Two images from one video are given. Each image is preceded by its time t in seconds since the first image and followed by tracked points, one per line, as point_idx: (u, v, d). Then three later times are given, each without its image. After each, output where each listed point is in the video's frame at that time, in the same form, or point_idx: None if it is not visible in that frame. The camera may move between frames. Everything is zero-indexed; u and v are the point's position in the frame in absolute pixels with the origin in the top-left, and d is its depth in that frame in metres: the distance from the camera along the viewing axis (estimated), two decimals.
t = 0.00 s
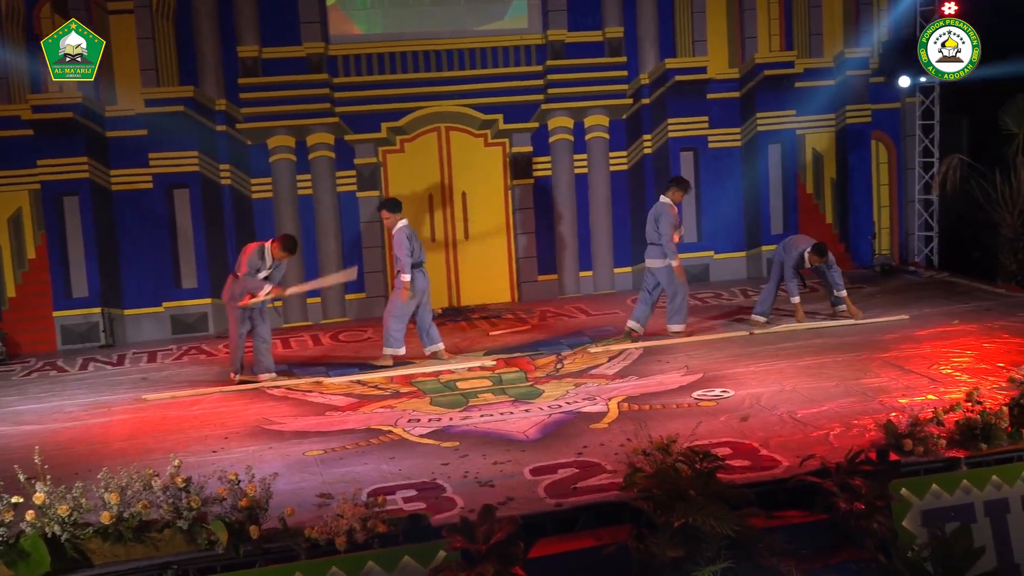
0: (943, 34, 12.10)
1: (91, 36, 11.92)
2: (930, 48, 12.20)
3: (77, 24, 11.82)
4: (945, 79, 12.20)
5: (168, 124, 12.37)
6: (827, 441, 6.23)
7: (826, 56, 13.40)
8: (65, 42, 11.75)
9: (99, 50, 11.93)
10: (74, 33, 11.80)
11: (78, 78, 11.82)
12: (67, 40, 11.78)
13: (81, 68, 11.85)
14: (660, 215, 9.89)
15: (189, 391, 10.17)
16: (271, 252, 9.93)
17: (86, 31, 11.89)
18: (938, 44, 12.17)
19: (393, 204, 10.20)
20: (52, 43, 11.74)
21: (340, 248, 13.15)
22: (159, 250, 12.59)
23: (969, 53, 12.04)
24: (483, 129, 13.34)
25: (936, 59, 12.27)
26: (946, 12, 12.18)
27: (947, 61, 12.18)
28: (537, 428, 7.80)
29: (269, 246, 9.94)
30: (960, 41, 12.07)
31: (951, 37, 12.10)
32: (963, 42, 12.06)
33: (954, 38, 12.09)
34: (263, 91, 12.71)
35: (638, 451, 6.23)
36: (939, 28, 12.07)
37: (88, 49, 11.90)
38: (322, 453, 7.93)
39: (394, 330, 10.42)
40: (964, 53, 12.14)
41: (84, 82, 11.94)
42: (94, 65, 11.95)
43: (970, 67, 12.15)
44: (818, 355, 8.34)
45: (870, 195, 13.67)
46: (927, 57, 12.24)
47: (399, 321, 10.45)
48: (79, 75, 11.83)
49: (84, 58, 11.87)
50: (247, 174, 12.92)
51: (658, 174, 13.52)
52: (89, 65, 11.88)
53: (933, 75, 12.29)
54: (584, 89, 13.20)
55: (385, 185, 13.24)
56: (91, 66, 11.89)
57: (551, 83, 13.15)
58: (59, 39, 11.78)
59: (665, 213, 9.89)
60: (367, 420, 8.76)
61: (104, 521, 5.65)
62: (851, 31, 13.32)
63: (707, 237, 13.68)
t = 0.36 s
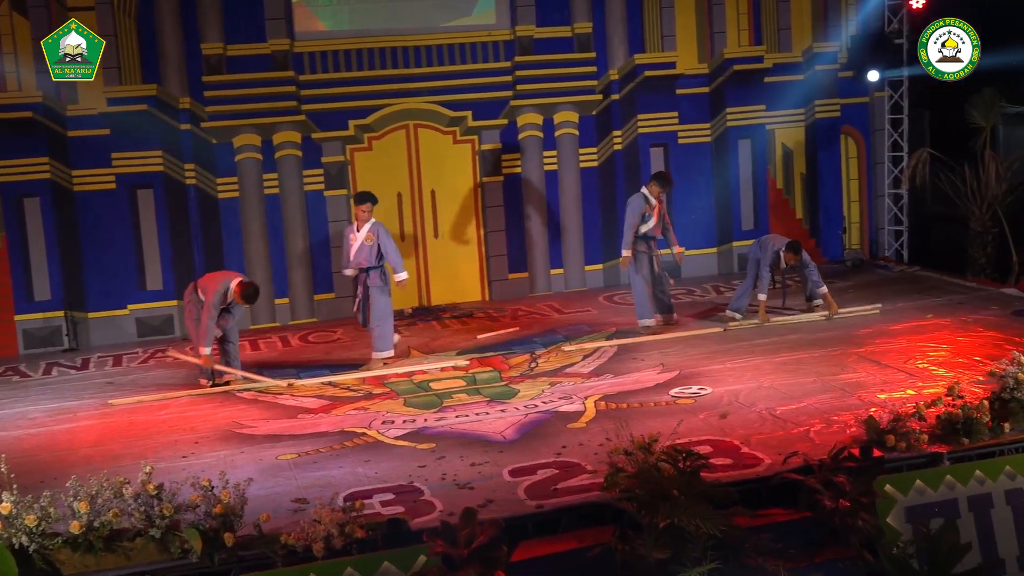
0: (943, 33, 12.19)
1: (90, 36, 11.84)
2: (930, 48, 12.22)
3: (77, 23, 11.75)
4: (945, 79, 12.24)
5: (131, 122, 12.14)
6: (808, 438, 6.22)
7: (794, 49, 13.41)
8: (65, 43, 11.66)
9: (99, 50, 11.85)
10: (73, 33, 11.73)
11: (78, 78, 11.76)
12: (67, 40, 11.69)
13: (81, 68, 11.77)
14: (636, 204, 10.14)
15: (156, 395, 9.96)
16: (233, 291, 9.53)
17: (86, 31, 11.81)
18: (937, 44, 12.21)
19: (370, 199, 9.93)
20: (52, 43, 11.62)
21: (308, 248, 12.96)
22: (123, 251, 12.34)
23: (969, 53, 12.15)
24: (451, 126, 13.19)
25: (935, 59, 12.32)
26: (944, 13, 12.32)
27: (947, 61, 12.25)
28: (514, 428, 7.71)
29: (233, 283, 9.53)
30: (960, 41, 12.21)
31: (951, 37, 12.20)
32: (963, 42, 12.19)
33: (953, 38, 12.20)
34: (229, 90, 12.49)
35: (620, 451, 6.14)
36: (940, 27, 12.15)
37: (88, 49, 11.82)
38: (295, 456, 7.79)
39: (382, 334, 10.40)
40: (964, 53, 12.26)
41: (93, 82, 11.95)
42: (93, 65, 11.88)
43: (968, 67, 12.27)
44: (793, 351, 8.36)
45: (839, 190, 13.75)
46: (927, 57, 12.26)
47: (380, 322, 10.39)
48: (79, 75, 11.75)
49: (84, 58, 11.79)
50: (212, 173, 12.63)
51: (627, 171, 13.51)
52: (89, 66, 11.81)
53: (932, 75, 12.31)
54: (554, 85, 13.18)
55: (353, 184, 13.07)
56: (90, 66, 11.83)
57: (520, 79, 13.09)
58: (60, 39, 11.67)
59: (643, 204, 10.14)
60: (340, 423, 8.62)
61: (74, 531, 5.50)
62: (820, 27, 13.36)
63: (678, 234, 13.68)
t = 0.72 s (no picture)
0: (943, 34, 12.08)
1: (91, 36, 11.78)
2: (930, 48, 12.11)
3: (77, 23, 11.70)
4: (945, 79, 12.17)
5: (109, 121, 11.91)
6: (804, 438, 6.20)
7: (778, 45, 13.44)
8: (65, 43, 11.63)
9: (99, 50, 11.81)
10: (74, 33, 11.68)
11: (79, 77, 11.70)
12: (67, 40, 11.65)
13: (81, 68, 11.72)
14: (620, 199, 10.13)
15: (139, 399, 9.81)
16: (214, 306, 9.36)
17: (86, 31, 11.76)
18: (938, 44, 12.11)
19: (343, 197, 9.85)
20: (52, 43, 11.61)
21: (291, 249, 12.82)
22: (103, 252, 12.16)
23: (968, 53, 12.06)
24: (435, 124, 13.09)
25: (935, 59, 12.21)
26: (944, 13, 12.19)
27: (947, 61, 12.16)
28: (506, 430, 7.64)
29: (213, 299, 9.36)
30: (960, 41, 12.10)
31: (951, 37, 12.10)
32: (963, 42, 12.08)
33: (953, 38, 12.09)
34: (210, 87, 12.32)
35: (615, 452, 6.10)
36: (939, 27, 12.04)
37: (88, 49, 11.76)
38: (284, 461, 7.68)
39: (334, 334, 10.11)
40: (964, 53, 12.16)
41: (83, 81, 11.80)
42: (94, 65, 11.82)
43: (968, 67, 12.17)
44: (785, 349, 8.34)
45: (825, 187, 13.77)
46: (927, 57, 12.16)
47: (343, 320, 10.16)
48: (79, 75, 11.69)
49: (84, 58, 11.73)
50: (194, 173, 12.50)
51: (613, 167, 13.48)
52: (89, 66, 11.75)
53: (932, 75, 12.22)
54: (536, 82, 13.08)
55: (335, 183, 12.93)
56: (90, 66, 11.77)
57: (504, 76, 12.99)
58: (60, 40, 11.64)
59: (626, 200, 10.10)
60: (328, 425, 8.52)
61: (60, 540, 5.38)
62: (803, 23, 13.42)
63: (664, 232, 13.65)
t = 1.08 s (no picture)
0: (943, 34, 12.02)
1: (91, 36, 11.64)
2: (930, 48, 12.04)
3: (77, 23, 11.57)
4: (945, 79, 12.12)
5: (94, 122, 11.79)
6: (808, 439, 6.17)
7: (769, 43, 13.40)
8: (65, 43, 11.50)
9: (100, 50, 11.65)
10: (73, 32, 11.56)
11: (79, 78, 11.54)
12: (67, 40, 11.53)
13: (81, 68, 11.58)
14: (597, 203, 10.07)
15: (129, 404, 9.68)
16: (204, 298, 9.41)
17: (86, 31, 11.62)
18: (938, 44, 12.03)
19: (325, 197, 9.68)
20: (52, 43, 11.49)
21: (280, 251, 12.70)
22: (90, 255, 12.01)
23: (969, 53, 12.00)
24: (425, 123, 12.99)
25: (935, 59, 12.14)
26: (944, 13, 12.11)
27: (947, 61, 12.09)
28: (505, 433, 7.58)
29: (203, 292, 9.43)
30: (959, 41, 12.04)
31: (950, 37, 12.04)
32: (963, 42, 12.02)
33: (953, 38, 12.03)
34: (195, 87, 12.13)
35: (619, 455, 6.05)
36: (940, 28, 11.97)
37: (88, 49, 11.63)
38: (279, 466, 7.58)
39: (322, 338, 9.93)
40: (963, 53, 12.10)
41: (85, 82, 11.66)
42: (94, 65, 11.68)
43: (968, 67, 12.11)
44: (782, 349, 8.32)
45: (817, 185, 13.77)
46: (927, 57, 12.09)
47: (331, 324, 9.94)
48: (79, 75, 11.55)
49: (84, 58, 11.60)
50: (180, 174, 12.37)
51: (603, 164, 13.35)
52: (89, 66, 11.60)
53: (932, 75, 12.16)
54: (525, 82, 12.97)
55: (325, 183, 12.81)
56: (91, 66, 11.62)
57: (493, 75, 12.89)
58: (59, 39, 11.52)
59: (602, 203, 10.03)
60: (323, 429, 8.42)
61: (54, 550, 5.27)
62: (794, 21, 13.41)
63: (656, 231, 13.61)
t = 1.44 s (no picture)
0: (943, 34, 12.08)
1: (91, 36, 11.54)
2: (930, 48, 12.09)
3: (77, 23, 11.46)
4: (945, 78, 12.13)
5: (85, 126, 11.65)
6: (815, 443, 6.14)
7: (764, 42, 13.38)
8: (65, 43, 11.39)
9: (99, 50, 11.57)
10: (74, 32, 11.44)
11: (78, 77, 11.44)
12: (67, 40, 11.41)
13: (81, 68, 11.47)
14: (600, 215, 10.00)
15: (123, 410, 9.56)
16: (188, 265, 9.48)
17: (86, 31, 11.53)
18: (937, 44, 12.09)
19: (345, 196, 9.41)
20: (51, 43, 11.36)
21: (275, 253, 12.60)
22: (81, 260, 11.88)
23: (969, 53, 12.03)
24: (419, 125, 12.93)
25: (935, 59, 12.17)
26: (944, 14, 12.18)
27: (947, 61, 12.11)
28: (507, 438, 7.51)
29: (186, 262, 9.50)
30: (959, 41, 12.07)
31: (950, 38, 12.08)
32: (963, 42, 12.06)
33: (953, 38, 12.07)
34: (187, 89, 12.01)
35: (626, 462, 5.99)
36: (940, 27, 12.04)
37: (88, 49, 11.53)
38: (278, 474, 7.49)
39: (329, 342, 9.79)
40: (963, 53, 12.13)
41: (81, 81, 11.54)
42: (94, 65, 11.58)
43: (969, 67, 12.13)
44: (784, 352, 8.29)
45: (812, 185, 13.78)
46: (927, 57, 12.12)
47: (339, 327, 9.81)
48: (79, 75, 11.44)
49: (84, 58, 11.50)
50: (173, 177, 12.29)
51: (600, 166, 13.33)
52: (89, 66, 11.50)
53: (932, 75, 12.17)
54: (520, 83, 12.90)
55: (319, 185, 12.74)
56: (90, 66, 11.52)
57: (489, 76, 12.81)
58: (59, 39, 11.40)
59: (606, 215, 9.96)
60: (322, 436, 8.34)
61: (53, 563, 5.17)
62: (789, 21, 13.39)
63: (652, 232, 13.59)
